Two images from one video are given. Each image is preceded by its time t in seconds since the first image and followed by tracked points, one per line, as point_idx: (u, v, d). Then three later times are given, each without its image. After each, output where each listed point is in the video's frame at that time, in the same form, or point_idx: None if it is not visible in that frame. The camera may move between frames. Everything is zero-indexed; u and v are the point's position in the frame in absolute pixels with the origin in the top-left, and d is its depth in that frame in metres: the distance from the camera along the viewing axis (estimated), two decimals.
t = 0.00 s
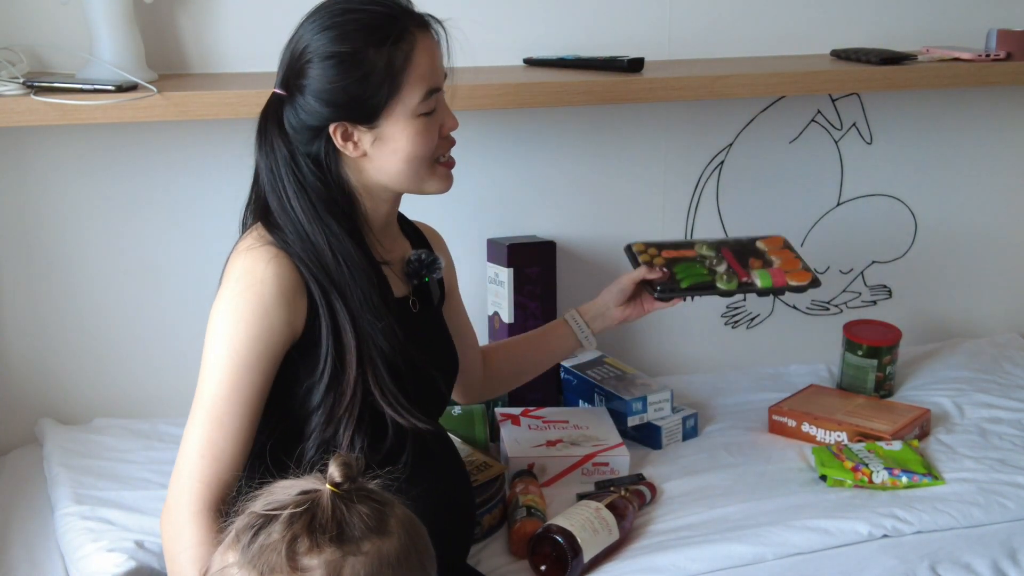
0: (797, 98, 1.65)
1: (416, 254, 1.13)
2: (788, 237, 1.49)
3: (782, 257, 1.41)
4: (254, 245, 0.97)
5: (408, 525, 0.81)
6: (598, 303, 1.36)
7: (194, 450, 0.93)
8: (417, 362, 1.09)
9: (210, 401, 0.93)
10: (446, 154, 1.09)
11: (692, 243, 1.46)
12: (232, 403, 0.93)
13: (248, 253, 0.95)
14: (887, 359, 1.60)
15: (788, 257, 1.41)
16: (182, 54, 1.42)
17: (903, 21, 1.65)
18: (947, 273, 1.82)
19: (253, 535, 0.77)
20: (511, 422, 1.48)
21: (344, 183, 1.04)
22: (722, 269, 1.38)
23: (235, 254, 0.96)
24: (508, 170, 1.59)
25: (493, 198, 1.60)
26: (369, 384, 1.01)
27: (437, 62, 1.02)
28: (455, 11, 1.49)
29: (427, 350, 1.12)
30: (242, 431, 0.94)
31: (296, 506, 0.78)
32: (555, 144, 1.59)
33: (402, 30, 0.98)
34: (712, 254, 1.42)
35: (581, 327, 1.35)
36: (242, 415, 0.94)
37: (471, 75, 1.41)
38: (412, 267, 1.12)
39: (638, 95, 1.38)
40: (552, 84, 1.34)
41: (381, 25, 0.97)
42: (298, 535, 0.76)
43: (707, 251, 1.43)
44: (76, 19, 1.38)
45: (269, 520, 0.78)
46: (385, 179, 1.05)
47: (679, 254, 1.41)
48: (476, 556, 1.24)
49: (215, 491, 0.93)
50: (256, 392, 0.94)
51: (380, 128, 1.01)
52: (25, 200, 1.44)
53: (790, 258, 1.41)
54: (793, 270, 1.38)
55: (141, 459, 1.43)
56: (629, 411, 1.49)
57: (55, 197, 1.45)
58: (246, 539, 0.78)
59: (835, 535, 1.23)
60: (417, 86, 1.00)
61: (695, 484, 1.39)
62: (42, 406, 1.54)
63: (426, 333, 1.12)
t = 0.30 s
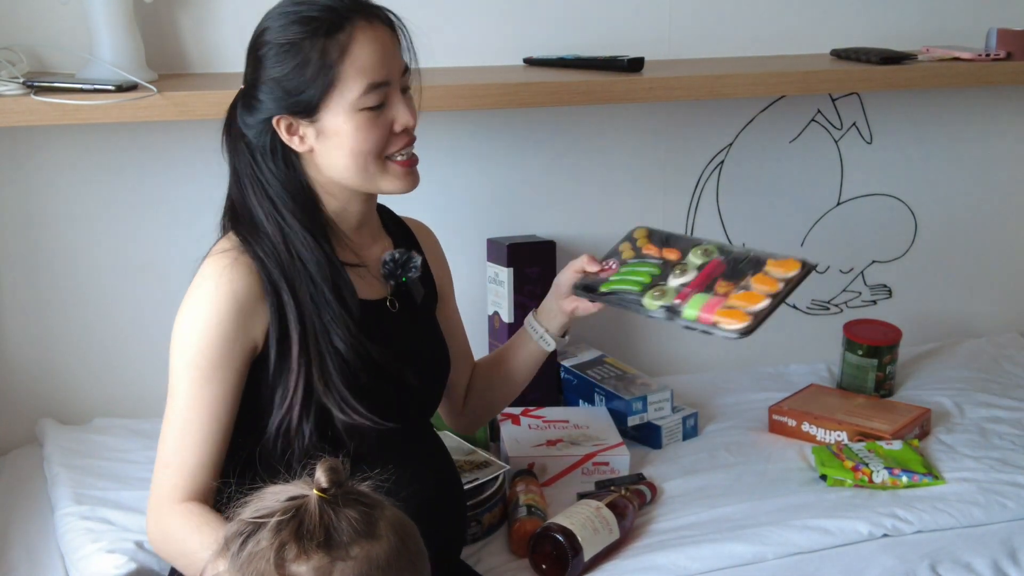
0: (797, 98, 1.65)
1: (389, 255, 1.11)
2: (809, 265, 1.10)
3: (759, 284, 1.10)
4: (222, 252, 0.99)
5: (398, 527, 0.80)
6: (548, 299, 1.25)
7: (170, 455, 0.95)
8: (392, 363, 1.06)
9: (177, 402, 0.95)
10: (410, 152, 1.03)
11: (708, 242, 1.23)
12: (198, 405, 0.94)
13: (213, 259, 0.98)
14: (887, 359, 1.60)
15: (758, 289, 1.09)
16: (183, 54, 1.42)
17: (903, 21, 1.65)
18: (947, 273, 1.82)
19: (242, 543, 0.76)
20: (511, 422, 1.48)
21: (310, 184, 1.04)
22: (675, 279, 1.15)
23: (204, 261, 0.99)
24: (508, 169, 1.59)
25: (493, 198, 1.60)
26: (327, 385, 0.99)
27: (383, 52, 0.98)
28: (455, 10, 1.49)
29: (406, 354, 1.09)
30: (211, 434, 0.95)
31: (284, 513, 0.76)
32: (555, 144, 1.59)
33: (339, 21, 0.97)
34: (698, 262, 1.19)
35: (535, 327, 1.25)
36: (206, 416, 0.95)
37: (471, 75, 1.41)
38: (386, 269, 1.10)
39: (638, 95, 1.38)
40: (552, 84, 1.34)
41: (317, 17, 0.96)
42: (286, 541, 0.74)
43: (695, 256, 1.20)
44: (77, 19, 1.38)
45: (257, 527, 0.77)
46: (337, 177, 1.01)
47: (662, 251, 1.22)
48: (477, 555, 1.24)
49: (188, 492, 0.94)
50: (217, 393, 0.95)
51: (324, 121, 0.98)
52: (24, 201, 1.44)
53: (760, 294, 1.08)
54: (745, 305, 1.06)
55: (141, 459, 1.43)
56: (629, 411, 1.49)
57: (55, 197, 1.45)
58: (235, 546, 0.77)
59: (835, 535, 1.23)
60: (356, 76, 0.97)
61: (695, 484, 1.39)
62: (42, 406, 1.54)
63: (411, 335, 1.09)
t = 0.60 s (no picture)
0: (797, 98, 1.65)
1: (365, 258, 1.12)
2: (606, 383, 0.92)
3: (564, 365, 0.98)
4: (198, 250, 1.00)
5: (390, 519, 0.79)
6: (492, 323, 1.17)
7: (215, 448, 0.98)
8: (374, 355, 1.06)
9: (200, 398, 0.97)
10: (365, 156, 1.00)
11: (616, 326, 1.10)
12: (211, 398, 0.96)
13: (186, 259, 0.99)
14: (887, 359, 1.60)
15: (557, 372, 0.96)
16: (183, 54, 1.42)
17: (903, 21, 1.65)
18: (947, 273, 1.82)
19: (234, 542, 0.76)
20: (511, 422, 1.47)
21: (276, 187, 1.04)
22: (538, 337, 1.09)
23: (179, 261, 1.00)
24: (508, 169, 1.59)
25: (493, 198, 1.60)
26: (296, 386, 1.00)
27: (324, 55, 0.95)
28: (455, 10, 1.49)
29: (387, 347, 1.09)
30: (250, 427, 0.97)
31: (274, 511, 0.76)
32: (556, 144, 1.59)
33: (278, 24, 0.95)
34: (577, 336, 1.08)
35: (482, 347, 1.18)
36: (230, 411, 0.97)
37: (470, 75, 1.41)
38: (363, 271, 1.11)
39: (639, 95, 1.39)
40: (552, 84, 1.34)
41: (260, 21, 0.95)
42: (277, 539, 0.74)
43: (582, 328, 1.10)
44: (76, 18, 1.38)
45: (248, 526, 0.76)
46: (286, 183, 1.00)
47: (574, 309, 1.15)
48: (477, 554, 1.24)
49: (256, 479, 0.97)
50: (232, 387, 0.96)
51: (268, 125, 0.97)
52: (25, 200, 1.44)
53: (541, 379, 0.95)
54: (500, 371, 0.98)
55: (141, 459, 1.43)
56: (629, 411, 1.49)
57: (54, 196, 1.45)
58: (228, 545, 0.76)
59: (835, 534, 1.23)
60: (294, 82, 0.94)
61: (695, 484, 1.39)
62: (42, 406, 1.54)
63: (388, 336, 1.09)
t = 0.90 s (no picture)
0: (797, 98, 1.65)
1: (356, 262, 1.11)
2: (569, 416, 0.95)
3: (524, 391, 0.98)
4: (185, 257, 1.03)
5: (394, 509, 0.80)
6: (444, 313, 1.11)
7: (185, 459, 1.00)
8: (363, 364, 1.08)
9: (177, 409, 0.99)
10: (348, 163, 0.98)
11: (565, 311, 1.07)
12: (188, 408, 0.98)
13: (173, 267, 1.01)
14: (887, 358, 1.60)
15: (520, 405, 0.97)
16: (183, 55, 1.43)
17: (903, 21, 1.65)
18: (947, 273, 1.82)
19: (241, 535, 0.76)
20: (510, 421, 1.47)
21: (266, 190, 1.05)
22: (492, 341, 1.06)
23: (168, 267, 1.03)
24: (508, 169, 1.59)
25: (493, 198, 1.60)
26: (280, 390, 1.01)
27: (302, 57, 0.94)
28: (455, 10, 1.49)
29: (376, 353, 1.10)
30: (225, 437, 1.00)
31: (280, 503, 0.77)
32: (555, 144, 1.59)
33: (257, 28, 0.95)
34: (528, 334, 1.06)
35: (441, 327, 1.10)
36: (205, 421, 0.99)
37: (471, 75, 1.41)
38: (354, 275, 1.10)
39: (638, 95, 1.39)
40: (552, 84, 1.34)
41: (240, 25, 0.95)
42: (284, 530, 0.75)
43: (533, 323, 1.07)
44: (77, 19, 1.38)
45: (254, 518, 0.77)
46: (274, 186, 1.00)
47: (523, 291, 1.10)
48: (477, 553, 1.24)
49: (219, 497, 1.00)
50: (205, 399, 0.98)
51: (251, 130, 0.97)
52: (25, 200, 1.44)
53: (503, 416, 0.96)
54: (466, 414, 0.97)
55: (141, 459, 1.43)
56: (630, 411, 1.49)
57: (54, 196, 1.45)
58: (234, 539, 0.77)
59: (835, 534, 1.23)
60: (273, 85, 0.94)
61: (695, 483, 1.39)
62: (42, 406, 1.55)
63: (379, 339, 1.10)
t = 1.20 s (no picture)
0: (797, 98, 1.65)
1: (356, 264, 1.10)
2: (577, 434, 0.98)
3: (527, 413, 1.02)
4: (187, 261, 1.02)
5: (403, 508, 0.81)
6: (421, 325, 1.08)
7: (189, 467, 0.99)
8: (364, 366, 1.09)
9: (180, 417, 0.99)
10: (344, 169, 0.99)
11: (544, 316, 1.07)
12: (193, 415, 0.98)
13: (175, 273, 1.01)
14: (887, 358, 1.60)
15: (523, 428, 1.00)
16: (183, 54, 1.43)
17: (903, 21, 1.65)
18: (947, 272, 1.82)
19: (252, 530, 0.77)
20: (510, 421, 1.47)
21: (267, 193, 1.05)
22: (475, 358, 1.06)
23: (169, 272, 1.02)
24: (508, 169, 1.59)
25: (493, 198, 1.60)
26: (282, 396, 1.01)
27: (295, 63, 0.94)
28: (455, 10, 1.49)
29: (376, 356, 1.10)
30: (230, 445, 1.00)
31: (291, 498, 0.77)
32: (555, 144, 1.59)
33: (250, 33, 0.95)
34: (512, 346, 1.06)
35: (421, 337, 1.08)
36: (209, 429, 0.99)
37: (470, 75, 1.41)
38: (354, 278, 1.09)
39: (638, 95, 1.39)
40: (553, 84, 1.34)
41: (235, 31, 0.95)
42: (296, 525, 0.75)
43: (514, 333, 1.07)
44: (76, 19, 1.38)
45: (265, 514, 0.78)
46: (272, 190, 1.01)
47: (495, 298, 1.08)
48: (478, 552, 1.24)
49: (225, 504, 1.00)
50: (209, 407, 0.98)
51: (247, 136, 0.97)
52: (25, 201, 1.44)
53: (510, 441, 1.00)
54: (475, 445, 1.01)
55: (141, 459, 1.43)
56: (630, 411, 1.49)
57: (54, 196, 1.45)
58: (245, 534, 0.77)
59: (836, 533, 1.23)
60: (267, 91, 0.94)
61: (695, 483, 1.39)
62: (42, 406, 1.55)
63: (379, 343, 1.10)
